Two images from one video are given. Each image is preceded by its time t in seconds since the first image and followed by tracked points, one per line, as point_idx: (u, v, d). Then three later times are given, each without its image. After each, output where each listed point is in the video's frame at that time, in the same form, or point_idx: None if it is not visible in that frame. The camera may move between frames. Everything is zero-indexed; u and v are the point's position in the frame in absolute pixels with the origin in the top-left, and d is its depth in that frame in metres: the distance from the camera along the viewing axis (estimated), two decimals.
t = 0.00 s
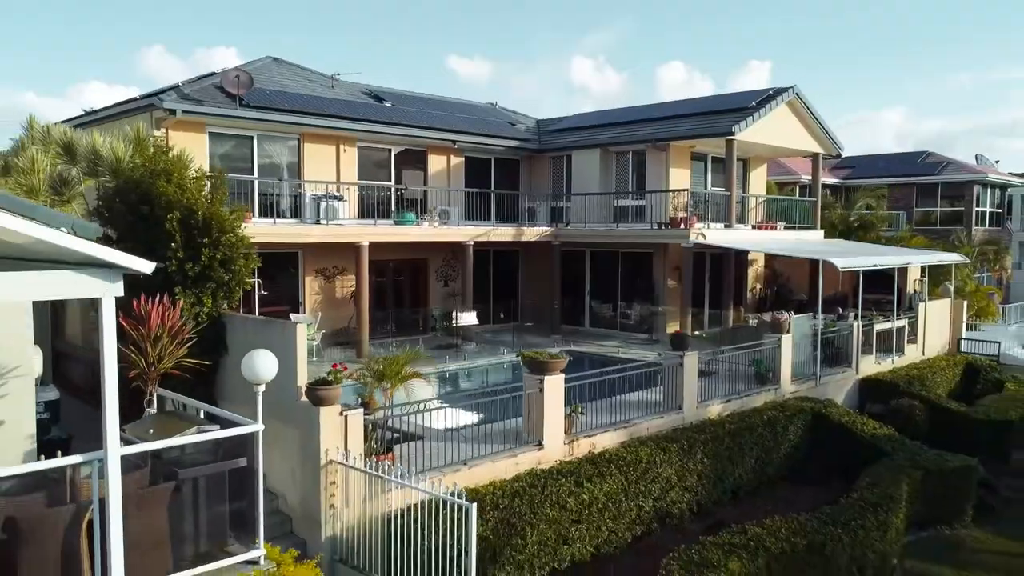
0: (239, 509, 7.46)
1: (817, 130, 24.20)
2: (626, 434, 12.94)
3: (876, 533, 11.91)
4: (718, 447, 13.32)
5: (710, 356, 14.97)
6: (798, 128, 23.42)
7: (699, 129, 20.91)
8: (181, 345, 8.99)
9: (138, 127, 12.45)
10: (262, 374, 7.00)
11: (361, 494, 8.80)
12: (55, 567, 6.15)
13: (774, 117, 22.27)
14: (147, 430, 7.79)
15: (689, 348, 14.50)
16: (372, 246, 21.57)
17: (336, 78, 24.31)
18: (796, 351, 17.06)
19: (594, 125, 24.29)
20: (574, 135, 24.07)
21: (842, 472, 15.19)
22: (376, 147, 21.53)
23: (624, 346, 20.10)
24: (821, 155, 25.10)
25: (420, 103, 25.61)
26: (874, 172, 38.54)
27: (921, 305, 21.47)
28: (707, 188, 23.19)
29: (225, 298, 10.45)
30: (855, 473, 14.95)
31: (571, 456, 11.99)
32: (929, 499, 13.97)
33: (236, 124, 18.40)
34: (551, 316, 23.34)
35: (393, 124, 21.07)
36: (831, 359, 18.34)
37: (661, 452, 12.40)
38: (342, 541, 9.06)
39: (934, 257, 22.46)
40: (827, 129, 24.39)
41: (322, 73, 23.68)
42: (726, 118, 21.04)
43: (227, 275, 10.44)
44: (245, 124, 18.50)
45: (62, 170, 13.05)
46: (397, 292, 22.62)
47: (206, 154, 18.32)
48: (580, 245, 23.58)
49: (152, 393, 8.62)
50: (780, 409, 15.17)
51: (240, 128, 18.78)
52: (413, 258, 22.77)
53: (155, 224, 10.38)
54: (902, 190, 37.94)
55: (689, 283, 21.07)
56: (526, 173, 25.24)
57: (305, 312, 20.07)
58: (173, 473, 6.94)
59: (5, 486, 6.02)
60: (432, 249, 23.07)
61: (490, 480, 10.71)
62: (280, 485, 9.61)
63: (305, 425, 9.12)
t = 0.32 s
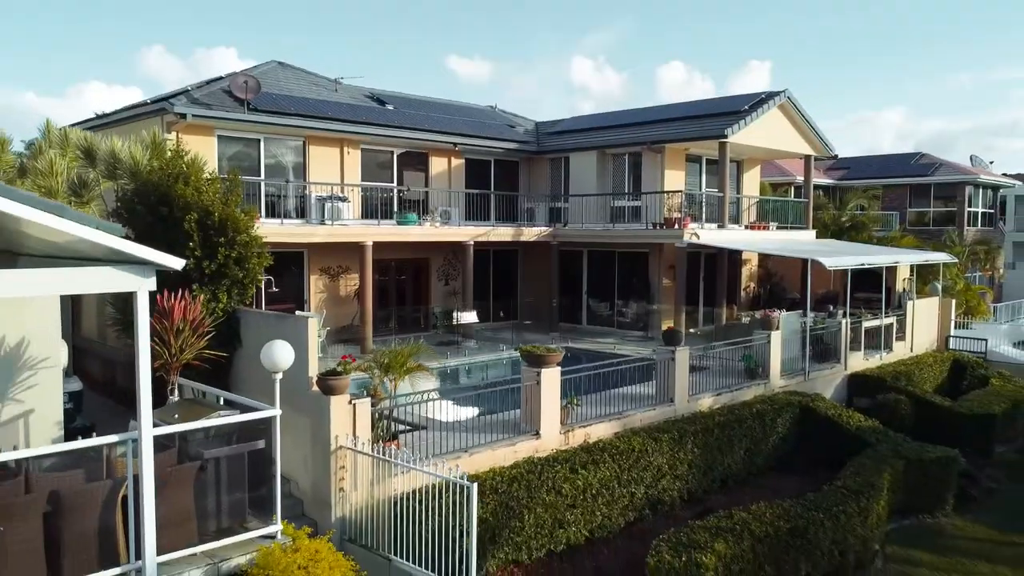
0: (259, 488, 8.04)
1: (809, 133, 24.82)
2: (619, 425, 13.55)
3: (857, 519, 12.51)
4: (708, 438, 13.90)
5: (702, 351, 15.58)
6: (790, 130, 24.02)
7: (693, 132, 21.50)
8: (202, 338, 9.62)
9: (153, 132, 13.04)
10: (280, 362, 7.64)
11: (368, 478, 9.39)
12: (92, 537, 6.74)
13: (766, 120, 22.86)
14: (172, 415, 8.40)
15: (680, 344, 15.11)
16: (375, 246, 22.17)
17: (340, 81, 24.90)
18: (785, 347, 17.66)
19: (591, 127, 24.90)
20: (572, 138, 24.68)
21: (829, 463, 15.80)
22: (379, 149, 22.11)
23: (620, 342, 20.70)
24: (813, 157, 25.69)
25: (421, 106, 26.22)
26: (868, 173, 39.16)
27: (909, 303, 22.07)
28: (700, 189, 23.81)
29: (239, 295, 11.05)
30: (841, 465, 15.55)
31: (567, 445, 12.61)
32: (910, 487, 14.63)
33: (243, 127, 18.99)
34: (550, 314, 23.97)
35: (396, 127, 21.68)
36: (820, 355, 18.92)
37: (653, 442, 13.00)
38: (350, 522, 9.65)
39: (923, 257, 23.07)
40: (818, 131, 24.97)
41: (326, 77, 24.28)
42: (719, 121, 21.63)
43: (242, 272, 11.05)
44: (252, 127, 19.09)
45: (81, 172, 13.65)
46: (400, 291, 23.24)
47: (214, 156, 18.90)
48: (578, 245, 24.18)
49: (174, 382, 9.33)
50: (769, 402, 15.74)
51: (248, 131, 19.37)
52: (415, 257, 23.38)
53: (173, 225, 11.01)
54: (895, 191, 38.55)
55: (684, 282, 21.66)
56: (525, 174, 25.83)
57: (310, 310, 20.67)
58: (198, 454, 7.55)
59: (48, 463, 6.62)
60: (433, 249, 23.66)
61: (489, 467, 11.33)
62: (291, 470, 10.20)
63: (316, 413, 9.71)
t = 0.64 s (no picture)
0: (276, 470, 8.64)
1: (801, 136, 25.42)
2: (614, 417, 14.18)
3: (840, 506, 13.14)
4: (699, 429, 14.52)
5: (694, 347, 16.20)
6: (782, 133, 24.63)
7: (688, 135, 22.12)
8: (220, 331, 10.24)
9: (169, 137, 13.66)
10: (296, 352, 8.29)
11: (376, 464, 9.98)
12: (125, 513, 7.35)
13: (759, 123, 23.47)
14: (195, 403, 9.02)
15: (673, 340, 15.73)
16: (379, 245, 22.79)
17: (344, 85, 25.52)
18: (775, 344, 18.28)
19: (589, 130, 25.52)
20: (570, 140, 25.30)
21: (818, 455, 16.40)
22: (382, 152, 22.71)
23: (616, 339, 21.31)
24: (805, 159, 26.30)
25: (422, 109, 26.84)
26: (863, 173, 39.79)
27: (898, 301, 22.68)
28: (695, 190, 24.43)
29: (253, 292, 11.67)
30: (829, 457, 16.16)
31: (564, 436, 13.24)
32: (893, 478, 15.23)
33: (251, 131, 19.60)
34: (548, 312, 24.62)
35: (398, 131, 22.29)
36: (810, 351, 19.53)
37: (646, 433, 13.62)
38: (359, 505, 10.24)
39: (911, 257, 23.69)
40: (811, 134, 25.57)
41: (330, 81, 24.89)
42: (713, 124, 22.25)
43: (255, 271, 11.68)
44: (260, 131, 19.71)
45: (99, 175, 14.27)
46: (402, 290, 23.83)
47: (223, 158, 19.52)
48: (576, 245, 24.80)
49: (194, 372, 9.97)
50: (758, 396, 16.35)
51: (256, 135, 19.99)
52: (417, 257, 23.98)
53: (191, 226, 11.63)
54: (889, 192, 39.17)
55: (678, 281, 22.25)
56: (525, 176, 26.45)
57: (315, 308, 21.28)
58: (220, 438, 8.13)
59: (85, 444, 7.23)
60: (434, 249, 24.27)
61: (490, 455, 11.98)
62: (303, 457, 10.81)
63: (327, 403, 10.31)
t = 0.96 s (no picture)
0: (292, 456, 9.25)
1: (794, 138, 26.05)
2: (609, 409, 14.81)
3: (824, 494, 13.76)
4: (690, 422, 15.13)
5: (687, 343, 16.82)
6: (775, 136, 25.25)
7: (682, 138, 22.77)
8: (236, 325, 10.88)
9: (183, 141, 14.27)
10: (311, 343, 9.00)
11: (383, 451, 10.60)
12: (154, 491, 7.97)
13: (752, 127, 24.09)
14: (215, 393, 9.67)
15: (666, 336, 16.37)
16: (382, 245, 23.42)
17: (347, 89, 26.15)
18: (766, 341, 18.91)
19: (587, 133, 26.15)
20: (568, 143, 25.93)
21: (806, 447, 17.01)
22: (384, 155, 23.33)
23: (613, 337, 21.94)
24: (798, 161, 26.92)
25: (424, 112, 27.46)
26: (857, 175, 40.43)
27: (887, 300, 23.30)
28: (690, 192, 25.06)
29: (265, 290, 12.28)
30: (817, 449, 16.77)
31: (561, 427, 13.88)
32: (877, 469, 15.85)
33: (259, 134, 20.21)
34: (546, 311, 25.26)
35: (401, 133, 22.93)
36: (800, 347, 20.15)
37: (639, 424, 14.24)
38: (367, 490, 10.85)
39: (901, 257, 24.31)
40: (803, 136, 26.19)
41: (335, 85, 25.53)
42: (707, 128, 22.88)
43: (268, 269, 12.31)
44: (267, 134, 20.33)
45: (116, 178, 14.91)
46: (405, 289, 24.42)
47: (232, 160, 20.15)
48: (574, 245, 25.44)
49: (212, 364, 10.62)
50: (749, 390, 16.96)
51: (263, 138, 20.61)
52: (419, 257, 24.60)
53: (206, 226, 12.26)
54: (883, 192, 39.79)
55: (673, 281, 22.85)
56: (524, 177, 27.08)
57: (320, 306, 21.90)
58: (240, 424, 8.75)
59: (117, 428, 7.84)
60: (436, 249, 24.90)
61: (491, 444, 12.63)
62: (315, 444, 11.44)
63: (336, 393, 10.94)
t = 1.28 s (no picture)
0: (305, 441, 9.88)
1: (786, 141, 26.70)
2: (604, 402, 15.46)
3: (810, 483, 14.39)
4: (683, 414, 15.75)
5: (681, 340, 17.44)
6: (768, 139, 25.88)
7: (677, 141, 23.40)
8: (250, 320, 11.53)
9: (196, 146, 14.91)
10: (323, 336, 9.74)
11: (389, 440, 11.20)
12: (180, 472, 8.60)
13: (745, 130, 24.71)
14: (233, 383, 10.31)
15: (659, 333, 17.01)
16: (386, 245, 24.06)
17: (351, 93, 26.80)
18: (757, 338, 19.55)
19: (584, 136, 26.78)
20: (566, 145, 26.56)
21: (795, 440, 17.65)
22: (387, 157, 23.97)
23: (611, 334, 22.56)
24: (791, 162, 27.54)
25: (425, 115, 28.11)
26: (852, 176, 41.06)
27: (877, 299, 23.94)
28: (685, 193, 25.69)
29: (276, 287, 12.94)
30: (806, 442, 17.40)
31: (558, 419, 14.52)
32: (863, 460, 16.46)
33: (266, 137, 20.84)
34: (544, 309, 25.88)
35: (404, 136, 23.56)
36: (791, 344, 20.78)
37: (633, 417, 14.88)
38: (374, 476, 11.47)
39: (890, 257, 24.94)
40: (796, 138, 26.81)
41: (339, 89, 26.18)
42: (702, 130, 23.50)
43: (280, 268, 12.97)
44: (274, 137, 20.96)
45: (132, 181, 15.56)
46: (407, 288, 25.03)
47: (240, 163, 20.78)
48: (572, 245, 26.07)
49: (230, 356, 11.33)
50: (740, 384, 17.58)
51: (270, 141, 21.25)
52: (421, 257, 25.22)
53: (221, 227, 12.91)
54: (877, 193, 40.36)
55: (668, 279, 23.48)
56: (523, 179, 27.69)
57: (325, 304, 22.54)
58: (258, 411, 9.36)
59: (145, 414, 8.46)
60: (437, 249, 25.53)
61: (491, 434, 13.27)
62: (326, 433, 12.06)
63: (345, 384, 11.56)
